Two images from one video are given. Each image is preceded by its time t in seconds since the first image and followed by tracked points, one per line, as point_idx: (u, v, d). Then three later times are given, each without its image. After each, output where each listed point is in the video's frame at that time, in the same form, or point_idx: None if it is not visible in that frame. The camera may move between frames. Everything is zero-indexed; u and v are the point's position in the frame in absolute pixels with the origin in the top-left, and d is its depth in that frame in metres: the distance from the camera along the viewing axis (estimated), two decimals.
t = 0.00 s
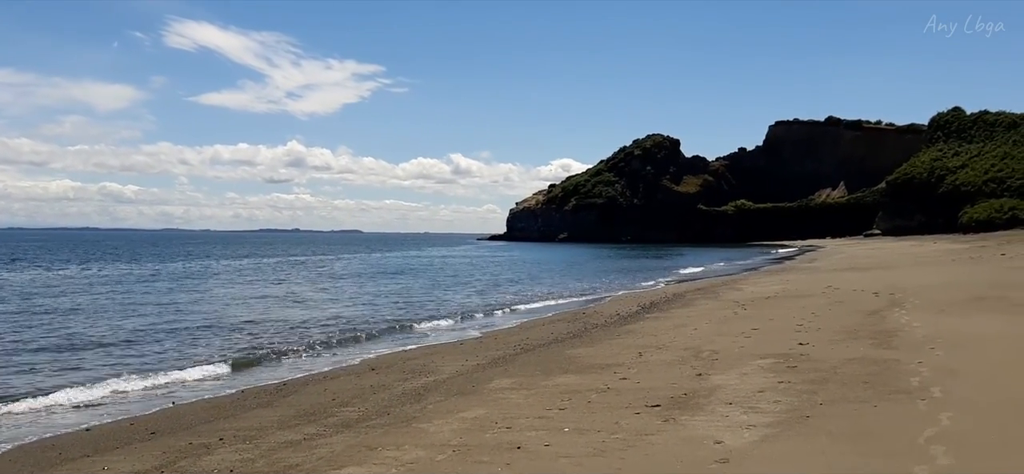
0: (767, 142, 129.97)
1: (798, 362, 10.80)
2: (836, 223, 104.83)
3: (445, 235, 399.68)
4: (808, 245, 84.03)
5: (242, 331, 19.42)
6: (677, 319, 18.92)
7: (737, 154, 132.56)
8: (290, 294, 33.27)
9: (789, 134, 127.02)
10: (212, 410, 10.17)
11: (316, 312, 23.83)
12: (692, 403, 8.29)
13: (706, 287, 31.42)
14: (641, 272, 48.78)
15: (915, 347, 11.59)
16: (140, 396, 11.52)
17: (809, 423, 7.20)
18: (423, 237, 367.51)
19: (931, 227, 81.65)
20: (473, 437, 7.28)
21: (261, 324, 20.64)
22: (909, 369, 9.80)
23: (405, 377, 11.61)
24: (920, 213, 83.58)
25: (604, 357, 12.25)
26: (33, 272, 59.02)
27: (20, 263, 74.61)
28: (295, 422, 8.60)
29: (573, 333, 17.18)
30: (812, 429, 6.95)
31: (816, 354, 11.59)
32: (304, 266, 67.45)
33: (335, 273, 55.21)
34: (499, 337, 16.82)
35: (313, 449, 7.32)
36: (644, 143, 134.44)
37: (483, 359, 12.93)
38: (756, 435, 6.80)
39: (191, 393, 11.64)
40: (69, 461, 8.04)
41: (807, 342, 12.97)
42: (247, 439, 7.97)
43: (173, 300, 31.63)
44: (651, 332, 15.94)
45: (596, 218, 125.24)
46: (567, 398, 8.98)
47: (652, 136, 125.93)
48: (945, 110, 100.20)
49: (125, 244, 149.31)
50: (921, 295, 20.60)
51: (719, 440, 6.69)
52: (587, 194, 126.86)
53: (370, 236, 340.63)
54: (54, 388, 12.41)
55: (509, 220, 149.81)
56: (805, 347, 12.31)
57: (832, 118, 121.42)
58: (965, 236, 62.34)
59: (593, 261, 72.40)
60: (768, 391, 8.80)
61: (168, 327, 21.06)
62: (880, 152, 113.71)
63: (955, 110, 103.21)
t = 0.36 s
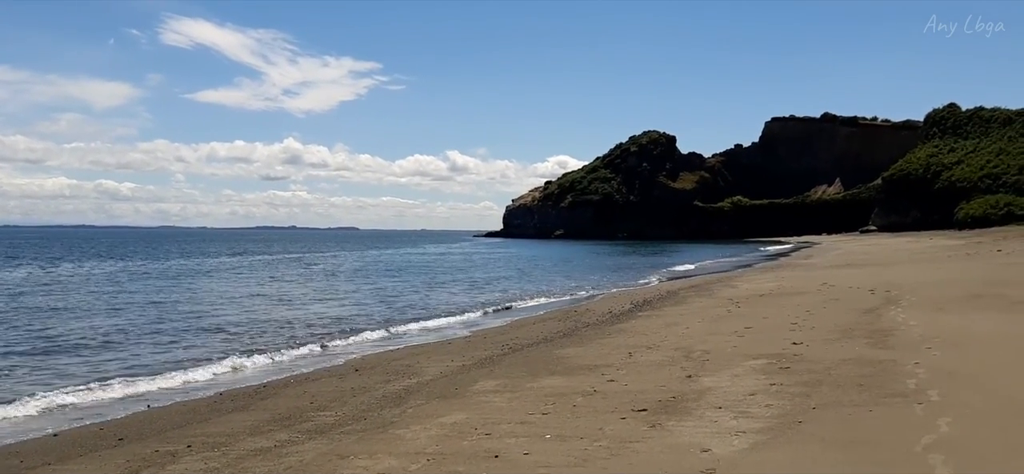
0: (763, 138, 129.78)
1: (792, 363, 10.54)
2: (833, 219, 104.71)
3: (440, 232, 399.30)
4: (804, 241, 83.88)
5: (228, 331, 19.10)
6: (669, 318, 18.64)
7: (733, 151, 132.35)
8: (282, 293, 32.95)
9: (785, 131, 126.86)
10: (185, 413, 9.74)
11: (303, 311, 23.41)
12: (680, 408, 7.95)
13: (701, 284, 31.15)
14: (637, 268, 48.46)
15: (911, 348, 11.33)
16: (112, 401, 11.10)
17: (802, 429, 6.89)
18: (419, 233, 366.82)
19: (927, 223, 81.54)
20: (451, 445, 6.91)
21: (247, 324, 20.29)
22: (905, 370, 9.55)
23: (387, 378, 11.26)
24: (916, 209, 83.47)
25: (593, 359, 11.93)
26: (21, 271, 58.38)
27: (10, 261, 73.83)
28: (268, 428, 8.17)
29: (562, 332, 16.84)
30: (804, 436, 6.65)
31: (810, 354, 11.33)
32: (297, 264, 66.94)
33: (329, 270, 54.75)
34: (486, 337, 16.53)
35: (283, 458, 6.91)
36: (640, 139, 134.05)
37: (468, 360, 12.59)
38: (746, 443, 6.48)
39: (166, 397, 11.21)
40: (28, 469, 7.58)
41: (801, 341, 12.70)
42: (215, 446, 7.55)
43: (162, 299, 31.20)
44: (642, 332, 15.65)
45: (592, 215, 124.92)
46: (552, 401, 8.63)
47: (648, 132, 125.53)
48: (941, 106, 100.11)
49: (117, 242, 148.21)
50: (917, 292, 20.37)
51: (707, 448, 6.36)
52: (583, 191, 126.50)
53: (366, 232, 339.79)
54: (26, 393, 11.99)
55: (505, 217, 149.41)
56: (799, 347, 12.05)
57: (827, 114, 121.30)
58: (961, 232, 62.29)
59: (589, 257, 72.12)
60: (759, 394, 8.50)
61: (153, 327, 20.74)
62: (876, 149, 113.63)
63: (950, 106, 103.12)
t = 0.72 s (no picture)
0: (764, 133, 129.24)
1: (789, 362, 10.17)
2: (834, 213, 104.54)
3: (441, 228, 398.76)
4: (805, 235, 83.51)
5: (217, 328, 18.77)
6: (665, 315, 18.24)
7: (734, 145, 131.80)
8: (276, 289, 32.54)
9: (786, 125, 126.32)
10: (156, 415, 9.29)
11: (294, 309, 22.99)
12: (670, 411, 7.57)
13: (700, 280, 30.79)
14: (637, 264, 48.11)
15: (914, 346, 10.95)
16: (84, 404, 10.68)
17: (798, 435, 6.50)
18: (421, 229, 366.26)
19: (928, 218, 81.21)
20: (427, 453, 6.50)
21: (236, 322, 19.96)
22: (907, 370, 9.20)
23: (370, 379, 10.87)
24: (917, 204, 83.06)
25: (584, 359, 11.55)
26: (18, 268, 58.06)
27: (6, 258, 73.35)
28: (239, 432, 7.72)
29: (555, 330, 16.47)
30: (800, 443, 6.27)
31: (809, 353, 10.95)
32: (295, 260, 66.53)
33: (326, 267, 54.32)
34: (478, 335, 16.16)
35: (249, 468, 6.49)
36: (641, 134, 133.33)
37: (456, 360, 12.21)
38: (738, 450, 6.10)
39: (141, 399, 10.78)
40: None
41: (800, 339, 12.31)
42: (181, 452, 7.11)
43: (155, 297, 30.87)
44: (637, 330, 15.27)
45: (592, 210, 124.45)
46: (538, 404, 8.24)
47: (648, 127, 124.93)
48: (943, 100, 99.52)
49: (115, 239, 147.84)
50: (919, 287, 19.99)
51: (697, 456, 5.97)
52: (583, 186, 125.94)
53: (366, 228, 339.41)
54: None
55: (505, 212, 148.95)
56: (797, 345, 11.67)
57: (829, 109, 120.74)
58: (963, 226, 61.87)
59: (589, 253, 71.71)
60: (754, 396, 8.11)
61: (140, 325, 20.35)
62: (877, 143, 113.09)
63: (952, 100, 102.55)
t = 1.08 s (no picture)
0: (768, 128, 128.62)
1: (793, 363, 9.83)
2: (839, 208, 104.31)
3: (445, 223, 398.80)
4: (809, 231, 83.03)
5: (210, 322, 18.57)
6: (666, 312, 17.88)
7: (738, 140, 131.20)
8: (274, 285, 32.23)
9: (790, 120, 125.68)
10: (136, 416, 8.94)
11: (289, 305, 22.67)
12: (667, 416, 7.22)
13: (703, 276, 30.40)
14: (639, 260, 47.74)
15: (921, 345, 10.59)
16: (64, 402, 10.35)
17: (802, 443, 6.14)
18: (424, 224, 366.06)
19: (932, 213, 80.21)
20: (409, 462, 6.15)
21: (230, 316, 19.75)
22: (917, 372, 8.86)
23: (361, 378, 10.56)
24: (922, 199, 82.12)
25: (581, 358, 11.21)
26: (20, 264, 57.99)
27: (6, 254, 73.15)
28: (218, 436, 7.37)
29: (553, 328, 16.12)
30: (803, 452, 5.92)
31: (813, 352, 10.60)
32: (296, 256, 66.26)
33: (326, 262, 54.00)
34: (474, 333, 15.85)
35: None
36: (644, 129, 132.60)
37: (449, 359, 11.88)
38: (737, 460, 5.75)
39: (125, 397, 10.45)
40: None
41: (803, 338, 11.97)
42: (155, 459, 6.77)
43: (154, 290, 30.69)
44: (637, 328, 14.93)
45: (595, 205, 123.95)
46: (530, 408, 7.88)
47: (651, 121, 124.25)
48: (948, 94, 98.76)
49: (119, 233, 148.42)
50: (925, 283, 19.60)
51: (694, 466, 5.62)
52: (586, 181, 125.40)
53: (370, 223, 339.36)
54: None
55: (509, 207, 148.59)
56: (801, 345, 11.32)
57: (834, 103, 120.11)
58: (968, 221, 61.35)
59: (591, 248, 71.34)
60: (757, 400, 7.76)
61: (132, 318, 20.05)
62: (882, 138, 112.37)
63: (957, 95, 101.78)
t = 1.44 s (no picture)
0: (774, 123, 127.93)
1: (796, 367, 9.50)
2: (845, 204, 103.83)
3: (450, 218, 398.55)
4: (815, 227, 82.50)
5: (207, 322, 18.33)
6: (668, 312, 17.55)
7: (744, 136, 130.55)
8: (274, 282, 31.93)
9: (796, 115, 124.97)
10: (118, 422, 8.67)
11: (287, 303, 22.39)
12: (664, 425, 6.91)
13: (706, 273, 30.05)
14: (643, 256, 47.36)
15: (930, 348, 10.25)
16: (48, 405, 10.09)
17: (804, 457, 5.83)
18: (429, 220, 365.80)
19: (939, 208, 79.62)
20: None
21: (228, 315, 19.50)
22: (926, 377, 8.52)
23: (352, 382, 10.27)
24: (929, 195, 81.51)
25: (579, 361, 10.89)
26: (24, 260, 57.93)
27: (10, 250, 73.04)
28: (196, 447, 7.09)
29: (553, 328, 15.81)
30: (807, 466, 5.60)
31: (818, 355, 10.27)
32: (300, 253, 66.00)
33: (328, 260, 53.69)
34: (472, 333, 15.56)
35: None
36: (650, 124, 131.83)
37: (444, 362, 11.58)
38: None
39: (110, 400, 10.17)
40: None
41: (808, 340, 11.63)
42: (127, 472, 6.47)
43: (154, 288, 30.42)
44: (637, 328, 14.63)
45: (600, 201, 123.39)
46: (523, 416, 7.57)
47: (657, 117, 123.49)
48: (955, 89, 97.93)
49: (124, 230, 148.43)
50: (933, 281, 19.22)
51: None
52: (591, 177, 124.80)
53: (376, 219, 338.99)
54: None
55: (513, 203, 148.14)
56: (805, 347, 11.00)
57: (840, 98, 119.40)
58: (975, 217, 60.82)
59: (596, 245, 70.93)
60: (759, 407, 7.45)
61: (127, 318, 19.77)
62: (888, 132, 111.60)
63: (963, 89, 100.95)
